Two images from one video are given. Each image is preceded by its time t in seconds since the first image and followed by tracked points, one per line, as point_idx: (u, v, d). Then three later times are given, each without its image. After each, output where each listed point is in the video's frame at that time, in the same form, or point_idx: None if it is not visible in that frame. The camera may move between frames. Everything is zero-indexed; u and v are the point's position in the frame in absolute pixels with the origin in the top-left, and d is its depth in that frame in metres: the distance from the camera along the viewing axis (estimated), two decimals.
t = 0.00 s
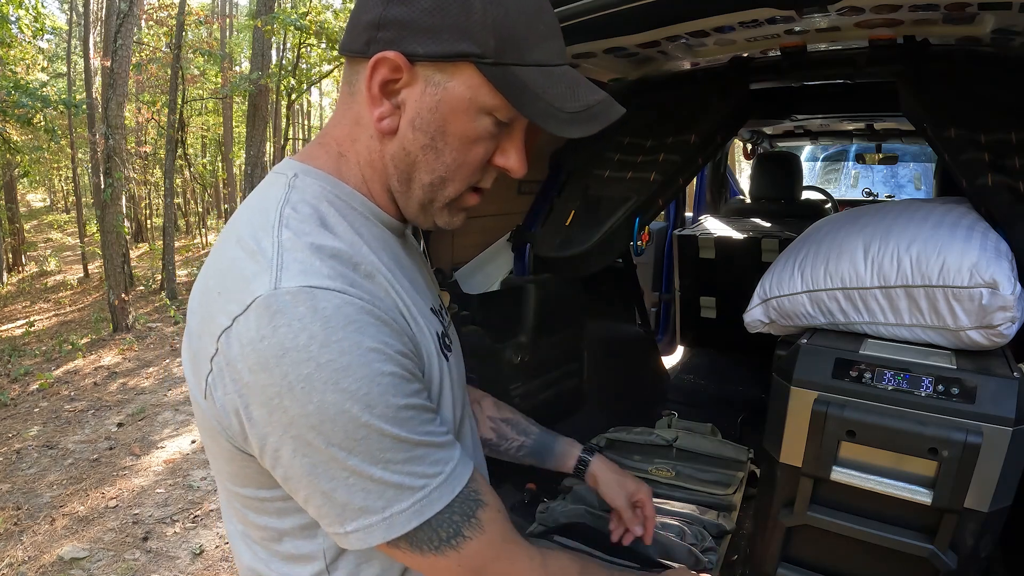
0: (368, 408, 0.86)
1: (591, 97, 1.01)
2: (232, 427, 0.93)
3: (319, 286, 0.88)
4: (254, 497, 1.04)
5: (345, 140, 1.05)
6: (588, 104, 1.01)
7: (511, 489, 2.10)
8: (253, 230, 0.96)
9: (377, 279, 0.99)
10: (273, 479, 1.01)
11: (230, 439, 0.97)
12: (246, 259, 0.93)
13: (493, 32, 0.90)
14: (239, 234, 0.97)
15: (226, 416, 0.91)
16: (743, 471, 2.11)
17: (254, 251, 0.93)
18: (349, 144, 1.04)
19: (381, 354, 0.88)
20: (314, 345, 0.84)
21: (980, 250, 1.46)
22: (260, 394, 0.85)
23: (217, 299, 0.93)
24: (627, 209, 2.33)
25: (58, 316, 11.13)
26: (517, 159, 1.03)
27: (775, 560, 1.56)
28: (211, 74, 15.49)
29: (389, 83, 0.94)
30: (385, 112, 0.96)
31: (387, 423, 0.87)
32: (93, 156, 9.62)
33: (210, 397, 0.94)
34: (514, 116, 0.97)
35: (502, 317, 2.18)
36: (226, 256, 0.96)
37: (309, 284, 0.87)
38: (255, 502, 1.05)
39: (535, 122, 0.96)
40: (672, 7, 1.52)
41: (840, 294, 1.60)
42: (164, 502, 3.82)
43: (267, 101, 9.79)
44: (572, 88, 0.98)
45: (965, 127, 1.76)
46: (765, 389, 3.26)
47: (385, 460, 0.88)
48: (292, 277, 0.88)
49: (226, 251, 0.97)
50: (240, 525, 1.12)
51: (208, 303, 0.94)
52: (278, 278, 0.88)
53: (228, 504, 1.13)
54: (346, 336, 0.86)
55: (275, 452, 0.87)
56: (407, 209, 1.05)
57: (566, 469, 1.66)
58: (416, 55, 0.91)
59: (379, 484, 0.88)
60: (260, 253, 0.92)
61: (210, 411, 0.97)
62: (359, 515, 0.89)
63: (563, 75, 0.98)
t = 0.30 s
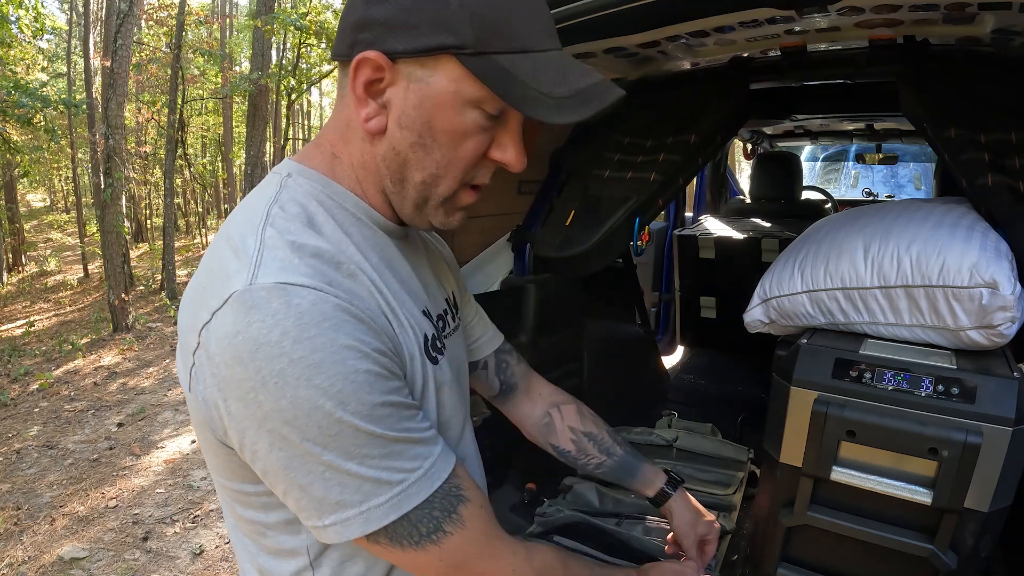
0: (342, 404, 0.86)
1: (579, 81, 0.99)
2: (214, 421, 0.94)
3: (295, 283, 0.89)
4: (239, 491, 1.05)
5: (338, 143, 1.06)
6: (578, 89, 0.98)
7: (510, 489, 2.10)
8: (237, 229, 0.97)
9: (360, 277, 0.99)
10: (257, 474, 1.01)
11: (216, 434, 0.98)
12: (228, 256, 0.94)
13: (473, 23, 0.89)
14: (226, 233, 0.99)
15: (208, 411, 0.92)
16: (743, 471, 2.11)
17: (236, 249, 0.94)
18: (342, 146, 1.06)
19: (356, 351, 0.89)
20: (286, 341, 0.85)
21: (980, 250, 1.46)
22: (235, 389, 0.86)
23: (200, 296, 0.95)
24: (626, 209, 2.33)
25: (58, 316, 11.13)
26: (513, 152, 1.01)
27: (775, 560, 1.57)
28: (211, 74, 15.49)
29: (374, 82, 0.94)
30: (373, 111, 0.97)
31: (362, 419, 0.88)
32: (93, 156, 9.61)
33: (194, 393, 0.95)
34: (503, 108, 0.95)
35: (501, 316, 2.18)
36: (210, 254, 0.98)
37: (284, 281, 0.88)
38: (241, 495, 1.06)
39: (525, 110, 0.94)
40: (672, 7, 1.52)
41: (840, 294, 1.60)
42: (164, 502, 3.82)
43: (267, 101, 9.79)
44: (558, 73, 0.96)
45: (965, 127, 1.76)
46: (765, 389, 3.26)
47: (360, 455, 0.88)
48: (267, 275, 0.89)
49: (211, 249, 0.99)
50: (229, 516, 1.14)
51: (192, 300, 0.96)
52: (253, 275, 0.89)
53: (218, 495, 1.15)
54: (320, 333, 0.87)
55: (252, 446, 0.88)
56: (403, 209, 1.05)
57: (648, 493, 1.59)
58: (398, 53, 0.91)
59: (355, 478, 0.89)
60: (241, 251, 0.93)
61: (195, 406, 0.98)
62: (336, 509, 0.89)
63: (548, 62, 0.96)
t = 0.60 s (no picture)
0: (327, 407, 0.87)
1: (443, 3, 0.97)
2: (207, 421, 0.94)
3: (281, 283, 0.89)
4: (234, 489, 1.06)
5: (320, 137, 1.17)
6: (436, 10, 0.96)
7: (510, 488, 2.09)
8: (232, 230, 0.98)
9: (350, 279, 1.00)
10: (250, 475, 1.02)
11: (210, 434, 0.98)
12: (221, 256, 0.96)
13: None
14: (222, 234, 1.00)
15: (202, 410, 0.93)
16: (743, 473, 2.11)
17: (229, 249, 0.95)
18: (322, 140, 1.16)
19: (341, 353, 0.89)
20: (271, 342, 0.85)
21: (980, 250, 1.46)
22: (220, 389, 0.87)
23: (195, 296, 0.96)
24: (627, 209, 2.33)
25: (58, 316, 11.12)
26: (431, 118, 1.02)
27: (775, 560, 1.57)
28: (211, 74, 15.49)
29: (323, 65, 1.08)
30: (321, 91, 1.09)
31: (347, 422, 0.88)
32: (93, 156, 9.61)
33: (189, 392, 0.96)
34: (403, 68, 1.00)
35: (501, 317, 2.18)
36: (205, 253, 0.99)
37: (270, 282, 0.89)
38: (235, 494, 1.06)
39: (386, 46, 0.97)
40: (672, 7, 1.52)
41: (840, 294, 1.60)
42: (164, 502, 3.82)
43: (267, 101, 9.78)
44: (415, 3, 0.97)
45: (965, 127, 1.76)
46: (766, 389, 3.26)
47: (346, 458, 0.89)
48: (255, 275, 0.89)
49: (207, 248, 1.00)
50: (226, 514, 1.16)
51: (185, 299, 0.97)
52: (241, 274, 0.89)
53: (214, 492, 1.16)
54: (306, 335, 0.87)
55: (241, 446, 0.89)
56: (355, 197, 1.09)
57: (660, 508, 1.56)
58: (330, 33, 1.05)
59: (341, 481, 0.89)
60: (232, 251, 0.94)
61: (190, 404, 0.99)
62: (323, 511, 0.89)
63: None
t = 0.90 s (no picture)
0: (345, 399, 0.87)
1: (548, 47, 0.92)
2: (211, 419, 0.93)
3: (297, 273, 0.89)
4: (231, 494, 1.06)
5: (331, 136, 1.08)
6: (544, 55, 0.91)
7: (509, 489, 2.09)
8: (238, 224, 0.98)
9: (360, 274, 0.99)
10: (250, 479, 1.02)
11: (211, 437, 0.97)
12: (228, 249, 0.94)
13: None
14: (227, 229, 0.99)
15: (206, 409, 0.92)
16: (743, 473, 2.11)
17: (237, 241, 0.94)
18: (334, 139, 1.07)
19: (357, 345, 0.89)
20: (288, 333, 0.85)
21: (980, 250, 1.46)
22: (232, 383, 0.86)
23: (199, 289, 0.94)
24: (626, 209, 2.35)
25: (58, 316, 11.13)
26: (490, 141, 0.97)
27: (775, 560, 1.56)
28: (211, 74, 15.49)
29: (350, 66, 0.97)
30: (351, 97, 0.99)
31: (364, 416, 0.88)
32: (93, 156, 9.61)
33: (192, 389, 0.94)
34: (471, 92, 0.93)
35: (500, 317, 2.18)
36: (209, 249, 0.98)
37: (286, 271, 0.88)
38: (233, 497, 1.06)
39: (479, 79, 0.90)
40: (672, 7, 1.52)
41: (840, 294, 1.60)
42: (164, 502, 3.82)
43: (267, 101, 9.79)
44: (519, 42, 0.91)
45: (965, 126, 1.76)
46: (765, 389, 3.26)
47: (362, 453, 0.88)
48: (269, 264, 0.89)
49: (210, 244, 0.99)
50: (223, 521, 1.15)
51: (189, 295, 0.96)
52: (255, 264, 0.89)
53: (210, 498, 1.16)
54: (323, 325, 0.87)
55: (252, 443, 0.87)
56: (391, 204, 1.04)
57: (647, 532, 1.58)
58: (366, 34, 0.93)
59: (357, 477, 0.88)
60: (241, 243, 0.93)
61: (191, 405, 0.97)
62: (336, 511, 0.88)
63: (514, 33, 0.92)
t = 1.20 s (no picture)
0: (388, 410, 0.84)
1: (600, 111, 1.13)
2: (240, 426, 0.90)
3: (344, 274, 0.86)
4: (252, 505, 1.04)
5: (375, 145, 1.01)
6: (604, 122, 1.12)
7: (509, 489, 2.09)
8: (269, 223, 0.94)
9: (396, 278, 0.96)
10: (274, 489, 1.01)
11: (234, 444, 0.94)
12: (261, 249, 0.91)
13: (552, 58, 0.98)
14: (256, 228, 0.95)
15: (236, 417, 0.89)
16: (742, 473, 2.10)
17: (271, 242, 0.90)
18: (379, 149, 1.00)
19: (402, 353, 0.86)
20: (336, 338, 0.82)
21: (980, 250, 1.46)
22: (273, 390, 0.83)
23: (231, 291, 0.91)
24: (627, 209, 2.32)
25: (58, 316, 11.13)
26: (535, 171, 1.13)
27: (775, 560, 1.56)
28: (210, 74, 15.49)
29: (459, 97, 0.95)
30: (451, 125, 0.97)
31: (403, 428, 0.85)
32: (93, 156, 9.62)
33: (218, 396, 0.91)
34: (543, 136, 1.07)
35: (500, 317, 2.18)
36: (238, 249, 0.94)
37: (334, 274, 0.85)
38: (252, 509, 1.05)
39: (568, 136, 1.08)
40: (672, 7, 1.52)
41: (840, 294, 1.60)
42: (164, 502, 3.82)
43: (267, 101, 9.79)
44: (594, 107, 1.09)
45: (965, 126, 1.76)
46: (765, 389, 3.26)
47: (396, 470, 0.85)
48: (315, 266, 0.86)
49: (238, 244, 0.95)
50: (239, 535, 1.13)
51: (219, 296, 0.92)
52: (299, 266, 0.86)
53: (224, 510, 1.13)
54: (370, 330, 0.84)
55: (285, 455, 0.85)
56: (441, 216, 1.06)
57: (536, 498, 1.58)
58: (493, 74, 0.94)
59: (390, 496, 0.85)
60: (277, 243, 0.90)
61: (215, 414, 0.94)
62: (364, 534, 0.85)
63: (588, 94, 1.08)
